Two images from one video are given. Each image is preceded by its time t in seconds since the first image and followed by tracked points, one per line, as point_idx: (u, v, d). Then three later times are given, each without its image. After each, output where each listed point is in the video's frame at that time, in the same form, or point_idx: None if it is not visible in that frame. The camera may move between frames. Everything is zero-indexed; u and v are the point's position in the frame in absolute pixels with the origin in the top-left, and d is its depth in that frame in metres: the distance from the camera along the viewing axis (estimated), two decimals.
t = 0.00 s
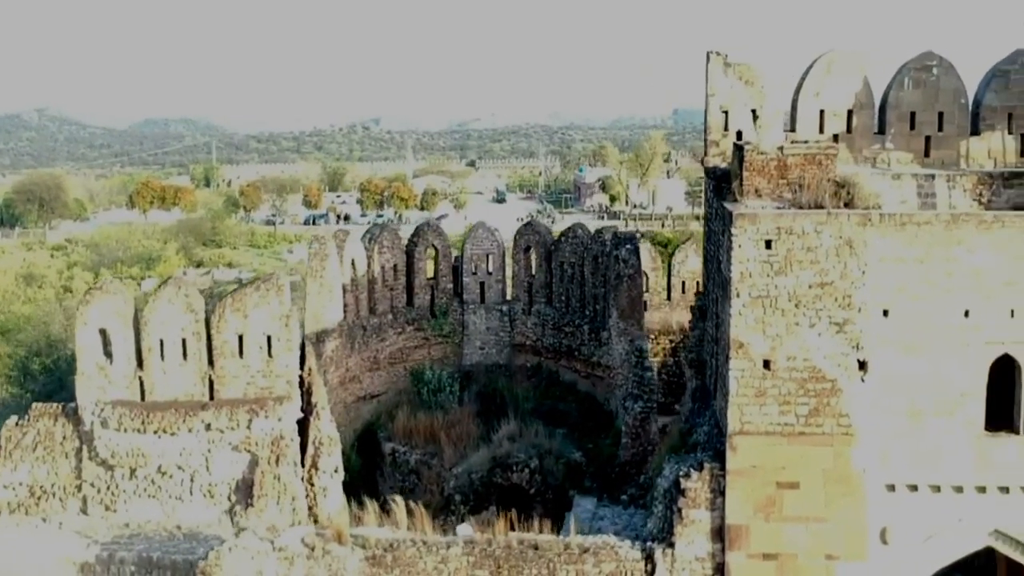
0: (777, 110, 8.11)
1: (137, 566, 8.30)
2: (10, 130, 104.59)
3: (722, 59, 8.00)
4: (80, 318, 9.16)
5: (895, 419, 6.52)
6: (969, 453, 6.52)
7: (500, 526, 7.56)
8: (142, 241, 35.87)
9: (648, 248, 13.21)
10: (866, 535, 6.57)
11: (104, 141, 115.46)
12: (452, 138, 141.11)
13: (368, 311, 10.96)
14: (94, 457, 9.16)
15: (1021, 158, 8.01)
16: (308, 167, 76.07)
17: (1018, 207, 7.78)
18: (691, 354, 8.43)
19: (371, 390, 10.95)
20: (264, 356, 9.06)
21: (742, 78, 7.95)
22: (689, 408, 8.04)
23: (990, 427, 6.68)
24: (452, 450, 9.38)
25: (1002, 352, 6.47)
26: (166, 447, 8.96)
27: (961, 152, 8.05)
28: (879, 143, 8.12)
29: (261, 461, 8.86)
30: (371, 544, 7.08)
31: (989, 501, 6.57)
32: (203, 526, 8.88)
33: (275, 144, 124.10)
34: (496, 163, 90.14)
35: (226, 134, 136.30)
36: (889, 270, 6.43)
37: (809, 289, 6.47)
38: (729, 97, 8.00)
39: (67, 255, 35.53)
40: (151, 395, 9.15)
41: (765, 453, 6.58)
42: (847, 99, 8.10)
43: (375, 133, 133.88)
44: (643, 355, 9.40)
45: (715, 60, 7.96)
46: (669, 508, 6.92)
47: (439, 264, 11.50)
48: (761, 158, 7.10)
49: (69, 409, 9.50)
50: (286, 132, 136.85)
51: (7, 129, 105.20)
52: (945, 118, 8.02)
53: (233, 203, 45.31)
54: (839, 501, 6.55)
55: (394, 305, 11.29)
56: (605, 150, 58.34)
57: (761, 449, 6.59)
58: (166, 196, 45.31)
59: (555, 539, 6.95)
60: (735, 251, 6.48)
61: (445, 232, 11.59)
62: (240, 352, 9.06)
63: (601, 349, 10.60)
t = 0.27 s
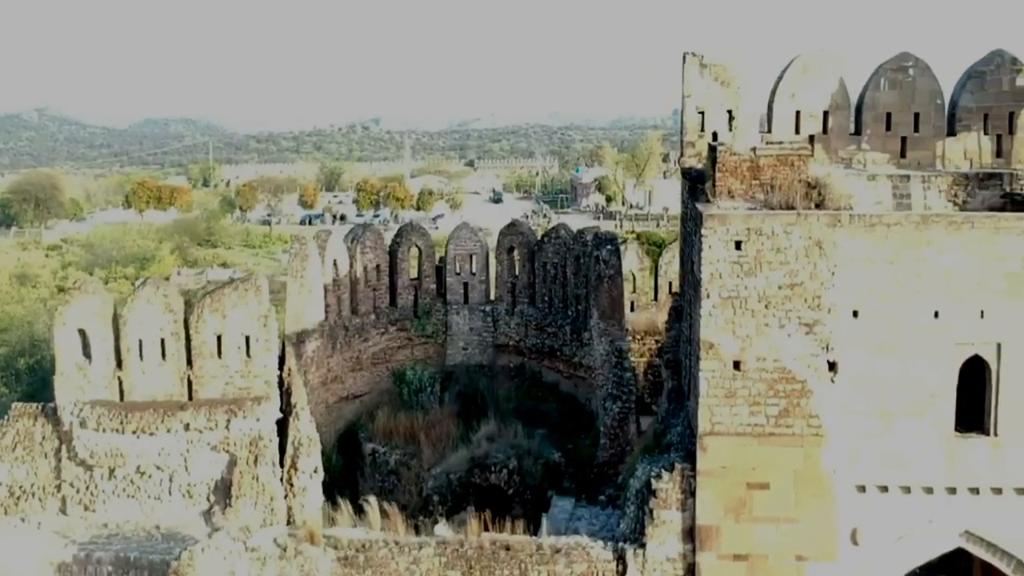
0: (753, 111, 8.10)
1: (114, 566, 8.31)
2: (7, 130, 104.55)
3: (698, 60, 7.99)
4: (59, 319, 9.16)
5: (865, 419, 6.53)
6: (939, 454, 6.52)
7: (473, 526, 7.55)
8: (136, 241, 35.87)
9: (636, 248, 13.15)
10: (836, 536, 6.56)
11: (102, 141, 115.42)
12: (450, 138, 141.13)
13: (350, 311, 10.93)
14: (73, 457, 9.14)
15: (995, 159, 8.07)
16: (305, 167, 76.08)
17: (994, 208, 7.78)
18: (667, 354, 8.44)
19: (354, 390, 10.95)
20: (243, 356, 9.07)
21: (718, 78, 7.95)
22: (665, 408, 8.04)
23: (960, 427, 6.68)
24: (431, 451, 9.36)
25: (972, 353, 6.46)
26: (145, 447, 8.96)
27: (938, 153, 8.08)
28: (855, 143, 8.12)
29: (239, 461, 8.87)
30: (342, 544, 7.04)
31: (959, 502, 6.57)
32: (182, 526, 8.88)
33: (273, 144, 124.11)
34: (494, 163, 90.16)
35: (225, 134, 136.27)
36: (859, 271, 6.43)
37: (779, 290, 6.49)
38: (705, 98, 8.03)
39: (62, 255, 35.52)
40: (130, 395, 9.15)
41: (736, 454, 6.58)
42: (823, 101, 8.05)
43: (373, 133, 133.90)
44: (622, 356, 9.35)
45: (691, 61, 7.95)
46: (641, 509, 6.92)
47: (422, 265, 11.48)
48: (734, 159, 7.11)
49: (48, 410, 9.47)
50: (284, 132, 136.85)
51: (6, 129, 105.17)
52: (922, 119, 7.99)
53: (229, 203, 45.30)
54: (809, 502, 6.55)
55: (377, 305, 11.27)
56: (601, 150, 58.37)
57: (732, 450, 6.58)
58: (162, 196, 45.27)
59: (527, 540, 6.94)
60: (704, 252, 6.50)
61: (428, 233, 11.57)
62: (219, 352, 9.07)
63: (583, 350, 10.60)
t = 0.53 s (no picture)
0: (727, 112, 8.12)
1: (88, 566, 8.33)
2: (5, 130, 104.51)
3: (672, 61, 7.99)
4: (36, 319, 9.15)
5: (833, 420, 6.52)
6: (907, 455, 6.51)
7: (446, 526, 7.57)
8: (131, 241, 35.87)
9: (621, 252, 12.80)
10: (803, 537, 6.59)
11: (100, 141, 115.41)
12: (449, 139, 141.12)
13: (332, 311, 10.94)
14: (50, 458, 9.12)
15: (969, 160, 8.06)
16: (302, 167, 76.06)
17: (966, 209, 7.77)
18: (643, 355, 8.45)
19: (335, 391, 10.95)
20: (219, 356, 9.08)
21: (692, 80, 7.95)
22: (639, 409, 8.04)
23: (929, 428, 6.67)
24: (408, 451, 9.36)
25: (940, 354, 6.45)
26: (122, 448, 8.95)
27: (911, 154, 8.05)
28: (829, 144, 8.11)
29: (215, 462, 8.89)
30: (312, 545, 7.04)
31: (927, 503, 6.56)
32: (158, 527, 8.94)
33: (271, 144, 124.13)
34: (492, 164, 90.16)
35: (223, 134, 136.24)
36: (826, 272, 6.43)
37: (746, 291, 6.50)
38: (679, 99, 8.02)
39: (57, 255, 35.51)
40: (108, 396, 9.15)
41: (704, 455, 6.60)
42: (797, 101, 8.06)
43: (371, 134, 133.93)
44: (599, 356, 9.29)
45: (665, 62, 7.94)
46: (610, 510, 6.92)
47: (404, 265, 11.51)
48: (704, 160, 7.12)
49: (25, 411, 9.36)
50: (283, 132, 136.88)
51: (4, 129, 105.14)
52: (895, 120, 7.97)
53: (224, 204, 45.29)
54: (776, 503, 6.58)
55: (359, 305, 11.27)
56: (598, 150, 58.36)
57: (700, 450, 6.60)
58: (157, 196, 45.24)
59: (497, 540, 6.95)
60: (672, 253, 6.51)
61: (410, 233, 11.58)
62: (196, 352, 9.08)
63: (563, 350, 10.60)
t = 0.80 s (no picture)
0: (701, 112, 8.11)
1: (65, 567, 8.23)
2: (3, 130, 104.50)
3: (645, 62, 7.99)
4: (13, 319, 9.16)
5: (800, 421, 6.53)
6: (874, 455, 6.52)
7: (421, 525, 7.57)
8: (125, 242, 35.88)
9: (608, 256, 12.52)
10: (771, 537, 6.60)
11: (98, 142, 115.43)
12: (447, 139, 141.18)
13: (312, 312, 10.91)
14: (26, 458, 9.10)
15: (942, 160, 8.02)
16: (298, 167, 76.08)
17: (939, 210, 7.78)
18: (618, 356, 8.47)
19: (316, 391, 10.96)
20: (196, 357, 9.10)
21: (664, 81, 7.95)
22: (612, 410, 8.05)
23: (896, 429, 6.68)
24: (385, 452, 9.36)
25: (906, 355, 6.47)
26: (98, 449, 8.95)
27: (885, 154, 8.05)
28: (802, 145, 8.07)
29: (191, 462, 8.91)
30: (282, 546, 7.03)
31: (894, 503, 6.57)
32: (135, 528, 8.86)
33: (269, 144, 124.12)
34: (490, 164, 90.17)
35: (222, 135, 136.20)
36: (792, 273, 6.45)
37: (713, 292, 6.51)
38: (652, 100, 8.02)
39: (51, 255, 35.50)
40: (84, 396, 9.16)
41: (671, 455, 6.61)
42: (769, 102, 7.99)
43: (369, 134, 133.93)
44: (577, 357, 9.35)
45: (637, 63, 7.95)
46: (579, 510, 6.93)
47: (386, 265, 11.50)
48: (674, 162, 7.13)
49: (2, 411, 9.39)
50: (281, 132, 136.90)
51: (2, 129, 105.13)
52: (868, 121, 7.99)
53: (220, 204, 45.28)
54: (743, 503, 6.59)
55: (339, 306, 11.23)
56: (594, 150, 58.39)
57: (668, 451, 6.61)
58: (153, 196, 45.23)
59: (466, 541, 6.95)
60: (638, 254, 6.52)
61: (391, 234, 11.56)
62: (172, 353, 9.10)
63: (542, 351, 10.63)
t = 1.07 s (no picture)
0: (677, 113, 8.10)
1: (42, 567, 8.20)
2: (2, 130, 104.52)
3: (621, 63, 7.97)
4: None
5: (770, 421, 6.54)
6: (845, 455, 6.53)
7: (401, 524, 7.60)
8: (120, 242, 35.89)
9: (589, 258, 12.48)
10: (742, 537, 6.62)
11: (97, 142, 115.45)
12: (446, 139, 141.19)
13: (295, 312, 10.93)
14: (6, 458, 9.10)
15: (919, 160, 8.06)
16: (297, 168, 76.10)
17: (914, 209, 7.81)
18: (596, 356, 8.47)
19: (299, 391, 10.97)
20: (175, 357, 9.11)
21: (640, 81, 7.95)
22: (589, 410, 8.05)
23: (868, 429, 6.69)
24: (365, 452, 9.36)
25: (877, 355, 6.47)
26: (77, 449, 8.95)
27: (861, 155, 8.07)
28: (778, 146, 8.10)
29: (171, 462, 8.94)
30: (254, 546, 7.06)
31: (865, 503, 6.58)
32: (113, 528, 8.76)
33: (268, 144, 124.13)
34: (488, 164, 90.16)
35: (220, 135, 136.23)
36: (762, 273, 6.46)
37: (684, 292, 6.52)
38: (628, 100, 8.02)
39: (46, 256, 35.52)
40: (64, 396, 9.16)
41: (643, 455, 6.62)
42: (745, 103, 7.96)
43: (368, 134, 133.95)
44: (559, 358, 9.36)
45: (613, 64, 7.93)
46: (552, 510, 6.93)
47: (370, 265, 11.50)
48: (647, 163, 7.12)
49: None
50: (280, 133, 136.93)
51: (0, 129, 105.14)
52: (845, 121, 7.96)
53: (216, 204, 45.29)
54: (714, 503, 6.60)
55: (323, 306, 11.24)
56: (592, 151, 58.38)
57: (639, 451, 6.62)
58: (150, 196, 45.23)
59: (439, 541, 6.95)
60: (609, 254, 6.53)
61: (375, 233, 11.54)
62: (151, 353, 9.11)
63: (525, 352, 10.63)
